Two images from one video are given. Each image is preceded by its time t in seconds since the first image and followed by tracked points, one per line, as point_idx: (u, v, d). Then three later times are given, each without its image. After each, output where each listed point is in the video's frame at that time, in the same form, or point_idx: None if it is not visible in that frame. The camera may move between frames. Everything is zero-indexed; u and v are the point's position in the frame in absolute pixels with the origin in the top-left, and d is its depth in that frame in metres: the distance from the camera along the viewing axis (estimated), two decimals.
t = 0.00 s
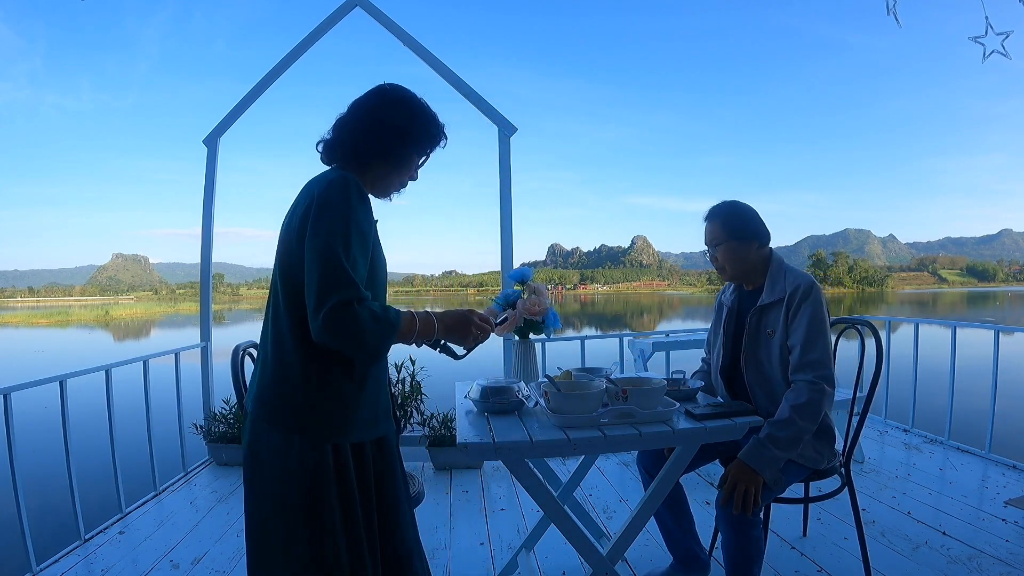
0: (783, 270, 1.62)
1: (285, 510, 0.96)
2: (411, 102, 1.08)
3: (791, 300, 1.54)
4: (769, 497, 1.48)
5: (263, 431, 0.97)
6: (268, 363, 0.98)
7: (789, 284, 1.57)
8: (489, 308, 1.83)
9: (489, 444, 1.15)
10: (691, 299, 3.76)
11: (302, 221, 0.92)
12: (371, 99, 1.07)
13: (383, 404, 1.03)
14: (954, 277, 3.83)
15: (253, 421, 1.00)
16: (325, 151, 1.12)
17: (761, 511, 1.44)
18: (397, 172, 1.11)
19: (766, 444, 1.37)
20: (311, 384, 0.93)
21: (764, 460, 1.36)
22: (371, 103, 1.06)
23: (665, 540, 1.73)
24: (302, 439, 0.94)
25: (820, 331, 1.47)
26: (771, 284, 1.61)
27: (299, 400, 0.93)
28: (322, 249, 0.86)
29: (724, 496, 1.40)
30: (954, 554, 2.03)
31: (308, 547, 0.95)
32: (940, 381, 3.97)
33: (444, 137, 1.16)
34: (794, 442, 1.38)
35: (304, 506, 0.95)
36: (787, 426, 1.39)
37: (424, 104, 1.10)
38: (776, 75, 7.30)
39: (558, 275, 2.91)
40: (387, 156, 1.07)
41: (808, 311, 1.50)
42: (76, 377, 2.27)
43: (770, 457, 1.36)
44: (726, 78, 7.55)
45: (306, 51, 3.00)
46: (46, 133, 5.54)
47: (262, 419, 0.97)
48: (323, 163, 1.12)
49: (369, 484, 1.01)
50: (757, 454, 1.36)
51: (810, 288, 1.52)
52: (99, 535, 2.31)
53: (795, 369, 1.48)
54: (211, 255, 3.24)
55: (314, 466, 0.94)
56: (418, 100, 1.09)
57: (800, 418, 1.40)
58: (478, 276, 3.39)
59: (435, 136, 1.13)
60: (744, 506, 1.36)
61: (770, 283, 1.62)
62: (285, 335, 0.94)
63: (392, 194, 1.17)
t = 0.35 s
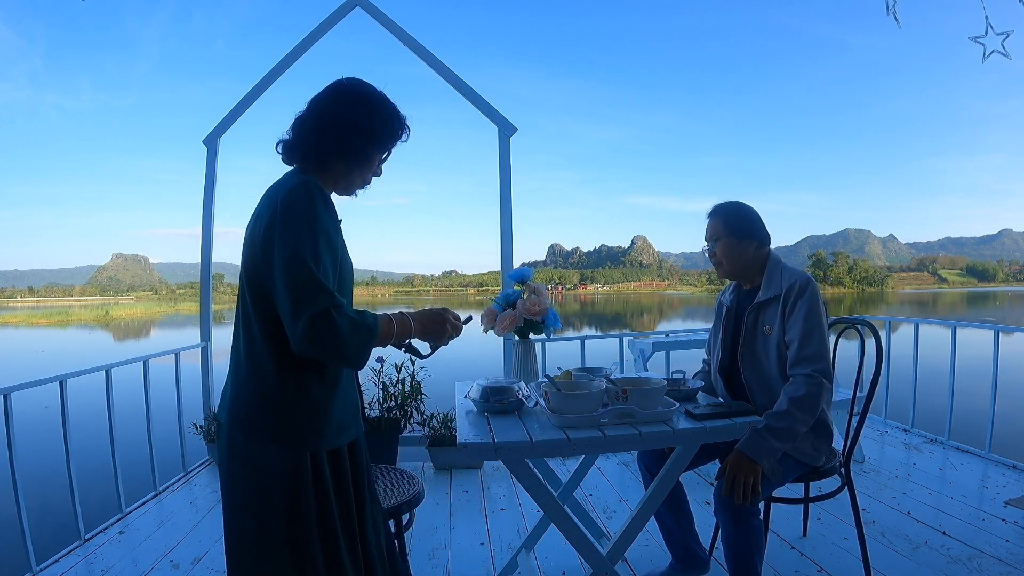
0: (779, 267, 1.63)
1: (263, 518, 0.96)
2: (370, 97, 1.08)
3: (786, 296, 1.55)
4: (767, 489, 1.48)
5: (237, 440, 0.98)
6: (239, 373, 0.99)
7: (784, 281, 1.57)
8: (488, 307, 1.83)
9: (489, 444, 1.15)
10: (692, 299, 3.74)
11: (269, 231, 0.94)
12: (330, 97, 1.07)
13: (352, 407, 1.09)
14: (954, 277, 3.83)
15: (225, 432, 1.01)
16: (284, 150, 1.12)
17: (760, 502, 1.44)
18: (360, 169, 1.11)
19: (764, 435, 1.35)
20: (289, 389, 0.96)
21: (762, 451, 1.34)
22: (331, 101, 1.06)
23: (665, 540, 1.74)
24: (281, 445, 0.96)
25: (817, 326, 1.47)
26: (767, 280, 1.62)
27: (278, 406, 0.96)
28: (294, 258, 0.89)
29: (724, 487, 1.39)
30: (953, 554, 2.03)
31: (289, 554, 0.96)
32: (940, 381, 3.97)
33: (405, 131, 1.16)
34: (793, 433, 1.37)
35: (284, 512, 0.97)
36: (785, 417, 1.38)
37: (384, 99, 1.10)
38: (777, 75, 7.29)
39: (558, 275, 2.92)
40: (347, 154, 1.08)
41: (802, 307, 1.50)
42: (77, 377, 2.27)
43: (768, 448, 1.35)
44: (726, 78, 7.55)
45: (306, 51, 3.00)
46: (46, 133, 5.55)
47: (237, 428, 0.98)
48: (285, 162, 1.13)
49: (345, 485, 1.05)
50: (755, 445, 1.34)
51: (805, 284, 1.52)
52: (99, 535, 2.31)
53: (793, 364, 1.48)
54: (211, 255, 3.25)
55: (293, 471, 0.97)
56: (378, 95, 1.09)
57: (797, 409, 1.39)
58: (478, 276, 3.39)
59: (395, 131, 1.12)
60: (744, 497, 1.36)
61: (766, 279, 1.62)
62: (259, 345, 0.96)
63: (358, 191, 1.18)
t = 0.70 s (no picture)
0: (790, 266, 1.63)
1: (257, 521, 0.97)
2: (345, 94, 1.08)
3: (796, 296, 1.55)
4: (773, 491, 1.48)
5: (228, 443, 0.98)
6: (227, 376, 1.00)
7: (795, 280, 1.58)
8: (488, 307, 1.83)
9: (489, 443, 1.15)
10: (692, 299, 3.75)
11: (251, 233, 0.94)
12: (303, 96, 1.07)
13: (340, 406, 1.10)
14: (954, 277, 3.83)
15: (216, 435, 1.01)
16: (259, 151, 1.12)
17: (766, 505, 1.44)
18: (334, 168, 1.11)
19: (767, 436, 1.37)
20: (278, 392, 0.96)
21: (766, 452, 1.36)
22: (304, 100, 1.06)
23: (665, 540, 1.73)
24: (273, 448, 0.97)
25: (824, 326, 1.47)
26: (778, 279, 1.63)
27: (267, 409, 0.96)
28: (283, 260, 0.91)
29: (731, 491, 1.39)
30: (953, 554, 2.04)
31: (286, 553, 0.98)
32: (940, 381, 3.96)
33: (381, 127, 1.15)
34: (798, 433, 1.39)
35: (279, 513, 0.98)
36: (791, 418, 1.40)
37: (359, 96, 1.10)
38: (777, 75, 7.29)
39: (558, 275, 2.94)
40: (322, 152, 1.08)
41: (811, 307, 1.50)
42: (76, 377, 2.27)
43: (772, 449, 1.36)
44: (726, 78, 7.55)
45: (306, 51, 3.01)
46: (46, 133, 5.54)
47: (227, 432, 0.98)
48: (260, 163, 1.13)
49: (335, 483, 1.07)
50: (759, 446, 1.36)
51: (815, 285, 1.53)
52: (99, 535, 2.31)
53: (799, 363, 1.49)
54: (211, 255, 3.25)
55: (287, 471, 0.98)
56: (352, 92, 1.09)
57: (803, 410, 1.40)
58: (478, 276, 3.38)
59: (369, 128, 1.11)
60: (753, 500, 1.35)
61: (777, 279, 1.63)
62: (246, 348, 0.96)
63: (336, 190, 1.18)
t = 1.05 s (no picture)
0: (799, 270, 1.63)
1: (256, 523, 0.97)
2: (327, 89, 1.08)
3: (805, 302, 1.55)
4: (775, 496, 1.48)
5: (226, 445, 0.98)
6: (222, 378, 0.99)
7: (804, 285, 1.57)
8: (489, 307, 1.83)
9: (490, 444, 1.15)
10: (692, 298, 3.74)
11: (241, 231, 0.94)
12: (285, 94, 1.07)
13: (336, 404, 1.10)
14: (954, 277, 3.82)
15: (213, 438, 1.01)
16: (245, 152, 1.12)
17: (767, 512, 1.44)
18: (321, 165, 1.11)
19: (771, 442, 1.37)
20: (274, 390, 0.96)
21: (769, 459, 1.36)
22: (285, 98, 1.06)
23: (665, 541, 1.73)
24: (270, 448, 0.96)
25: (833, 332, 1.47)
26: (785, 283, 1.62)
27: (264, 408, 0.96)
28: (280, 257, 0.91)
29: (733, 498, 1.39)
30: (953, 554, 2.03)
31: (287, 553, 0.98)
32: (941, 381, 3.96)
33: (365, 121, 1.15)
34: (801, 441, 1.39)
35: (278, 514, 0.98)
36: (795, 425, 1.40)
37: (342, 91, 1.10)
38: (777, 75, 7.29)
39: (558, 275, 2.94)
40: (309, 150, 1.08)
41: (820, 312, 1.50)
42: (76, 377, 2.27)
43: (775, 456, 1.37)
44: (726, 78, 7.55)
45: (306, 51, 3.01)
46: (46, 133, 5.55)
47: (223, 435, 0.98)
48: (246, 163, 1.13)
49: (332, 481, 1.07)
50: (763, 454, 1.36)
51: (825, 290, 1.52)
52: (99, 535, 2.31)
53: (805, 369, 1.49)
54: (211, 255, 3.24)
55: (285, 470, 0.98)
56: (334, 87, 1.09)
57: (808, 418, 1.40)
58: (478, 276, 3.38)
59: (352, 123, 1.11)
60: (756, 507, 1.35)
61: (784, 283, 1.63)
62: (240, 348, 0.96)
63: (325, 187, 1.18)
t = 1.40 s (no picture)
0: (799, 272, 1.62)
1: (254, 524, 0.97)
2: (323, 88, 1.08)
3: (806, 304, 1.54)
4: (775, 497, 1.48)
5: (226, 446, 0.98)
6: (221, 379, 0.99)
7: (805, 286, 1.57)
8: (488, 307, 1.83)
9: (490, 445, 1.15)
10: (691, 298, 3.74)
11: (237, 231, 0.95)
12: (283, 95, 1.07)
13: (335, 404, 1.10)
14: (954, 277, 3.82)
15: (212, 440, 1.01)
16: (245, 154, 1.12)
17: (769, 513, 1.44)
18: (320, 166, 1.11)
19: (771, 445, 1.37)
20: (273, 390, 0.96)
21: (771, 461, 1.36)
22: (283, 100, 1.06)
23: (665, 541, 1.73)
24: (269, 449, 0.96)
25: (834, 332, 1.47)
26: (785, 286, 1.62)
27: (261, 409, 0.96)
28: (278, 255, 0.91)
29: (734, 501, 1.39)
30: (953, 554, 2.04)
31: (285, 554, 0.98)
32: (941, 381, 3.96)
33: (364, 120, 1.15)
34: (802, 444, 1.39)
35: (278, 514, 0.98)
36: (796, 428, 1.39)
37: (338, 89, 1.10)
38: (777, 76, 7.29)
39: (558, 275, 2.94)
40: (307, 150, 1.08)
41: (820, 314, 1.50)
42: (77, 377, 2.26)
43: (776, 458, 1.36)
44: (726, 78, 7.55)
45: (306, 51, 3.01)
46: (46, 133, 5.54)
47: (221, 436, 0.98)
48: (247, 164, 1.13)
49: (332, 480, 1.07)
50: (764, 456, 1.36)
51: (826, 291, 1.52)
52: (99, 535, 2.31)
53: (806, 371, 1.48)
54: (211, 255, 3.24)
55: (284, 472, 0.98)
56: (330, 86, 1.09)
57: (808, 420, 1.40)
58: (478, 276, 3.38)
59: (351, 121, 1.10)
60: (756, 509, 1.36)
61: (784, 284, 1.62)
62: (237, 349, 0.96)
63: (325, 187, 1.18)
